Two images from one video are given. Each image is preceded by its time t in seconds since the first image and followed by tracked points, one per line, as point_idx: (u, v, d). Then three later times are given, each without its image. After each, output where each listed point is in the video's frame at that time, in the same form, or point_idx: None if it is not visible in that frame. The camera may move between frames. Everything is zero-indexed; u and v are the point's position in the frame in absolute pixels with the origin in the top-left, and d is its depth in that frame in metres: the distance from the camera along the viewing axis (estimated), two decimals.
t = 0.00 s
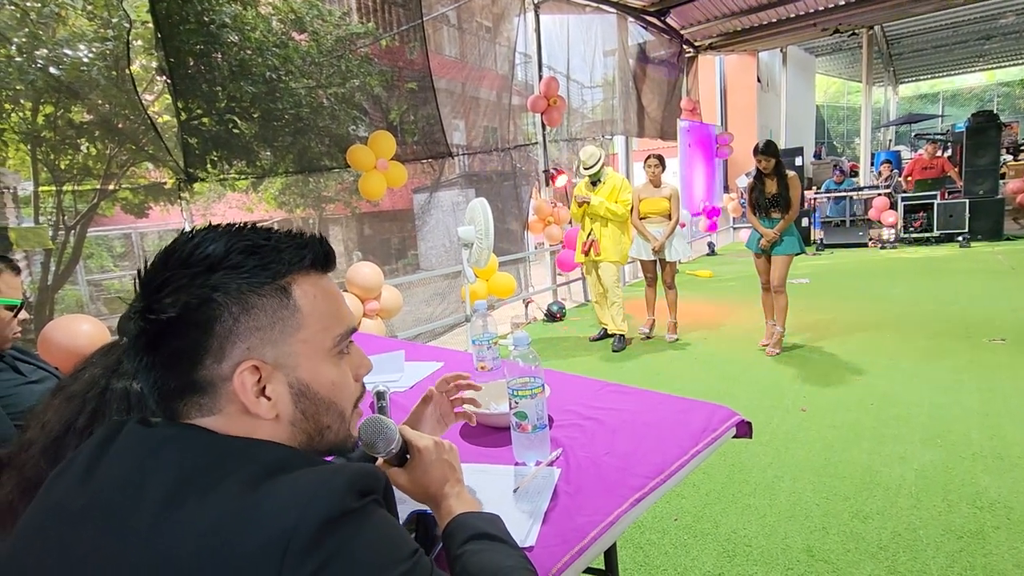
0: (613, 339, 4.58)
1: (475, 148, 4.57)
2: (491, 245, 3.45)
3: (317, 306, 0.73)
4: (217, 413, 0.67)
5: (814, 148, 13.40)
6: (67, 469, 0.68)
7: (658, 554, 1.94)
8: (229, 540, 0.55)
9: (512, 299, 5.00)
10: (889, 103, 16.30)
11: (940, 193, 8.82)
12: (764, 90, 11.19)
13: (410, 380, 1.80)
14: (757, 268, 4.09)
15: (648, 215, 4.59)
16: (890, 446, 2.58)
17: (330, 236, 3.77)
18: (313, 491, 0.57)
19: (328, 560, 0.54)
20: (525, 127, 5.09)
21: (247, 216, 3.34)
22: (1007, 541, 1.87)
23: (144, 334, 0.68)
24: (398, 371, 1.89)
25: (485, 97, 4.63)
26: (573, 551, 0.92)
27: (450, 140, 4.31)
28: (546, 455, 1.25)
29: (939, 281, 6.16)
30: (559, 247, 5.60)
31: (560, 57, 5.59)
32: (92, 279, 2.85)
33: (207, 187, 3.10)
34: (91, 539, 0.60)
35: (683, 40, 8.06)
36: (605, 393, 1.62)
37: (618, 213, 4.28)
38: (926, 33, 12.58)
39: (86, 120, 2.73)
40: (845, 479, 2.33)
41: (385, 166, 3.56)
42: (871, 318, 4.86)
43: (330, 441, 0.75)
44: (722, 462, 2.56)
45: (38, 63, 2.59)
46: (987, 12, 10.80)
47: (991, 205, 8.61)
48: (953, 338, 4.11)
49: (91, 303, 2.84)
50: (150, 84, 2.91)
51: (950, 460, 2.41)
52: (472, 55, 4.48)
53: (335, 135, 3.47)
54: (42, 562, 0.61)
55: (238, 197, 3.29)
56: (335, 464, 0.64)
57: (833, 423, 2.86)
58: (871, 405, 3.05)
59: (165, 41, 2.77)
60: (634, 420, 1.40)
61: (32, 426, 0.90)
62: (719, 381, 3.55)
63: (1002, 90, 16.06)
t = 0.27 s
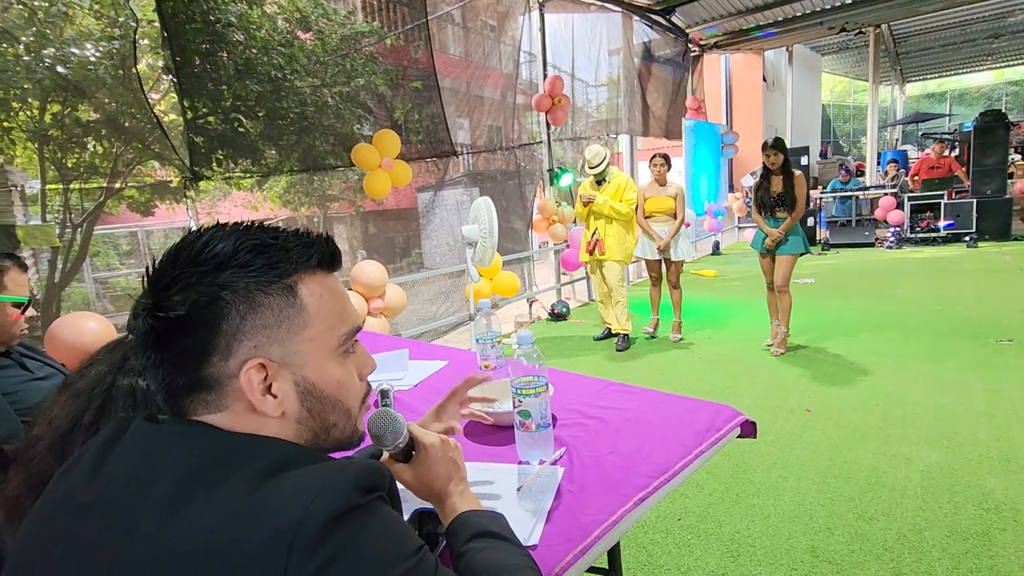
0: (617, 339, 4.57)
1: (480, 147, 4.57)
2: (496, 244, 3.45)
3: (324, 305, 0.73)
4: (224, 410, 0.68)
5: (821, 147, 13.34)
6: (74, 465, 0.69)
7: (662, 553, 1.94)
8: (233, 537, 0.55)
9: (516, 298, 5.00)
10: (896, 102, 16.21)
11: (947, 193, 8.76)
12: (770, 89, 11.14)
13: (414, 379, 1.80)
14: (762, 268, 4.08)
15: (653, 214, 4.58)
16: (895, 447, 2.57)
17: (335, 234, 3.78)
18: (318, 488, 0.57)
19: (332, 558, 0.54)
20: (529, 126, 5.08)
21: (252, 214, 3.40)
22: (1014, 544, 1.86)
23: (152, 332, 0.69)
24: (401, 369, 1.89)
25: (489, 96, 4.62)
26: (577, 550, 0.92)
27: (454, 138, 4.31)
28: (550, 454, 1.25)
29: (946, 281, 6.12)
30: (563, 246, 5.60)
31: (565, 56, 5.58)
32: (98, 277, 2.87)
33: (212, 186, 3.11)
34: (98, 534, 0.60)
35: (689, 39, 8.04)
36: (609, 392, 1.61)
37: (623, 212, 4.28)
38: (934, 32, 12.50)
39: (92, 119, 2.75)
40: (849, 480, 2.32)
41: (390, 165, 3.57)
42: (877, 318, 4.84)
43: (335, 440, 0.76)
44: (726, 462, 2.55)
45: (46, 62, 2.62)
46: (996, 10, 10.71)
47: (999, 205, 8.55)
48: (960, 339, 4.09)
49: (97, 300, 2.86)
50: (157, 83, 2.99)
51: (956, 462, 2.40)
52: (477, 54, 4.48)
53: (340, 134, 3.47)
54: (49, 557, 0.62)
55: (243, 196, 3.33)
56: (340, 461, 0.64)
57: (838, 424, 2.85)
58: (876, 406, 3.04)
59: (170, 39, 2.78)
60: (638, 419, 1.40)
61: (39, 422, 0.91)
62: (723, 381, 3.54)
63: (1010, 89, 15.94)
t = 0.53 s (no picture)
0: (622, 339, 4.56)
1: (485, 146, 4.57)
2: (501, 244, 3.45)
3: (330, 304, 0.73)
4: (229, 406, 0.68)
5: (827, 147, 13.28)
6: (82, 461, 0.70)
7: (666, 553, 1.94)
8: (238, 532, 0.55)
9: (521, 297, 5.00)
10: (904, 101, 16.11)
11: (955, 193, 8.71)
12: (776, 88, 11.10)
13: (419, 378, 1.81)
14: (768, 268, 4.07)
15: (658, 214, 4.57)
16: (901, 449, 2.55)
17: (340, 233, 3.80)
18: (322, 484, 0.58)
19: (336, 554, 0.55)
20: (534, 126, 5.09)
21: (259, 213, 3.38)
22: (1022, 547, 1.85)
23: (160, 327, 0.70)
24: (406, 368, 1.90)
25: (495, 96, 4.63)
26: (581, 548, 0.92)
27: (460, 138, 4.32)
28: (555, 454, 1.25)
29: (954, 282, 6.09)
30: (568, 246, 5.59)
31: (571, 55, 5.58)
32: (106, 275, 2.89)
33: (219, 184, 3.13)
34: (105, 529, 0.61)
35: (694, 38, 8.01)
36: (613, 392, 1.61)
37: (628, 212, 4.27)
38: (942, 31, 12.41)
39: (100, 118, 2.77)
40: (855, 481, 2.31)
41: (395, 164, 3.57)
42: (883, 319, 4.82)
43: (339, 438, 0.76)
44: (731, 462, 2.55)
45: (55, 61, 2.63)
46: (1005, 9, 10.63)
47: (1008, 205, 8.48)
48: (967, 340, 4.06)
49: (105, 298, 2.88)
50: (164, 82, 2.95)
51: (963, 464, 2.39)
52: (482, 54, 4.48)
53: (346, 133, 3.49)
54: (57, 552, 0.62)
55: (250, 194, 3.30)
56: (344, 459, 0.65)
57: (844, 425, 2.84)
58: (882, 407, 3.02)
59: (178, 40, 2.78)
60: (642, 419, 1.40)
61: (48, 418, 0.92)
62: (728, 381, 3.53)
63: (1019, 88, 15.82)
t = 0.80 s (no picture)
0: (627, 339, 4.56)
1: (491, 146, 4.57)
2: (506, 243, 3.46)
3: (336, 298, 0.74)
4: (241, 401, 0.69)
5: (834, 147, 13.21)
6: (94, 457, 0.70)
7: (671, 553, 1.94)
8: (246, 529, 0.56)
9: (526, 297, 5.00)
10: (912, 101, 16.01)
11: (964, 193, 8.64)
12: (783, 88, 11.05)
13: (425, 376, 1.82)
14: (774, 268, 4.06)
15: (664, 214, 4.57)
16: (908, 451, 2.54)
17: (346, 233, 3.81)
18: (328, 482, 0.59)
19: (342, 550, 0.55)
20: (540, 126, 5.08)
21: (266, 212, 3.45)
22: None
23: (170, 326, 0.70)
24: (412, 367, 1.91)
25: (500, 95, 4.63)
26: (586, 546, 0.93)
27: (466, 138, 4.32)
28: (560, 452, 1.26)
29: (962, 283, 6.04)
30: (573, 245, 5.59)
31: (577, 55, 5.58)
32: (115, 273, 2.91)
33: (226, 184, 3.15)
34: (117, 524, 0.61)
35: (701, 38, 7.99)
36: (618, 392, 1.61)
37: (634, 213, 4.27)
38: (951, 30, 12.32)
39: (110, 118, 2.79)
40: (861, 483, 2.31)
41: (401, 163, 3.58)
42: (891, 320, 4.79)
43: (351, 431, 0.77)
44: (736, 463, 2.54)
45: (65, 61, 2.66)
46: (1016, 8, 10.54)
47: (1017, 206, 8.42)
48: (976, 341, 4.03)
49: (114, 297, 2.91)
50: (172, 82, 2.98)
51: (970, 466, 2.38)
52: (488, 53, 4.48)
53: (353, 133, 3.49)
54: (71, 547, 0.63)
55: (257, 194, 3.35)
56: (350, 457, 0.65)
57: (850, 427, 2.82)
58: (890, 408, 3.01)
59: (186, 40, 2.84)
60: (647, 419, 1.40)
61: (58, 415, 0.92)
62: (733, 382, 3.53)
63: None
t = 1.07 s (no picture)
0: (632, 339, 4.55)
1: (495, 146, 4.58)
2: (511, 243, 3.46)
3: (347, 301, 0.74)
4: (250, 401, 0.70)
5: (841, 147, 13.15)
6: (105, 454, 0.71)
7: (674, 554, 1.93)
8: (255, 526, 0.56)
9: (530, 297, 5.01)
10: (920, 101, 15.92)
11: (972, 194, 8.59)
12: (789, 88, 11.01)
13: (430, 375, 1.82)
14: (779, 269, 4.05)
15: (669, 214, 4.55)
16: (914, 452, 2.53)
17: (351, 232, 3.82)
18: (336, 480, 0.59)
19: (350, 547, 0.56)
20: (545, 126, 5.09)
21: (272, 212, 3.39)
22: None
23: (184, 324, 0.71)
24: (417, 366, 1.91)
25: (506, 95, 4.63)
26: (590, 546, 0.93)
27: (471, 138, 4.33)
28: (564, 452, 1.26)
29: (969, 284, 6.00)
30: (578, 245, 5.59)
31: (582, 55, 5.58)
32: (122, 272, 2.93)
33: (232, 183, 3.17)
34: (128, 523, 0.62)
35: (706, 38, 7.98)
36: (622, 392, 1.61)
37: (639, 213, 4.27)
38: (959, 29, 12.25)
39: (117, 118, 2.80)
40: (867, 484, 2.30)
41: (406, 163, 3.59)
42: (897, 321, 4.76)
43: (359, 433, 0.77)
44: (741, 464, 2.53)
45: (74, 61, 2.66)
46: None
47: None
48: (983, 343, 4.01)
49: (121, 295, 2.93)
50: (179, 82, 2.95)
51: (977, 468, 2.36)
52: (494, 53, 4.49)
53: (358, 133, 3.51)
54: (82, 544, 0.64)
55: (263, 193, 3.34)
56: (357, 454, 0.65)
57: (856, 428, 2.81)
58: (896, 410, 2.99)
59: (193, 39, 2.87)
60: (652, 419, 1.40)
61: (65, 413, 0.93)
62: (738, 383, 3.52)
63: None
